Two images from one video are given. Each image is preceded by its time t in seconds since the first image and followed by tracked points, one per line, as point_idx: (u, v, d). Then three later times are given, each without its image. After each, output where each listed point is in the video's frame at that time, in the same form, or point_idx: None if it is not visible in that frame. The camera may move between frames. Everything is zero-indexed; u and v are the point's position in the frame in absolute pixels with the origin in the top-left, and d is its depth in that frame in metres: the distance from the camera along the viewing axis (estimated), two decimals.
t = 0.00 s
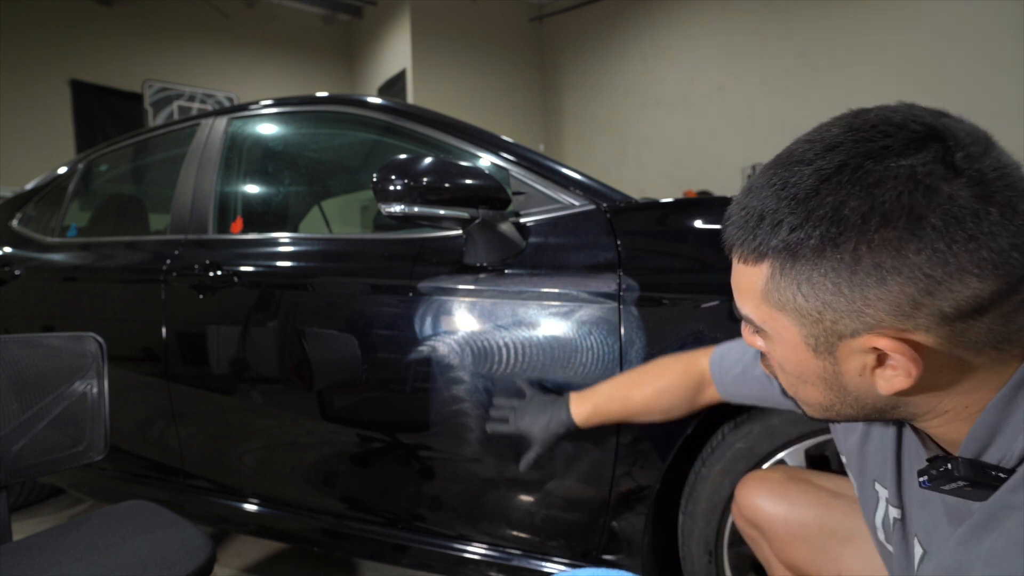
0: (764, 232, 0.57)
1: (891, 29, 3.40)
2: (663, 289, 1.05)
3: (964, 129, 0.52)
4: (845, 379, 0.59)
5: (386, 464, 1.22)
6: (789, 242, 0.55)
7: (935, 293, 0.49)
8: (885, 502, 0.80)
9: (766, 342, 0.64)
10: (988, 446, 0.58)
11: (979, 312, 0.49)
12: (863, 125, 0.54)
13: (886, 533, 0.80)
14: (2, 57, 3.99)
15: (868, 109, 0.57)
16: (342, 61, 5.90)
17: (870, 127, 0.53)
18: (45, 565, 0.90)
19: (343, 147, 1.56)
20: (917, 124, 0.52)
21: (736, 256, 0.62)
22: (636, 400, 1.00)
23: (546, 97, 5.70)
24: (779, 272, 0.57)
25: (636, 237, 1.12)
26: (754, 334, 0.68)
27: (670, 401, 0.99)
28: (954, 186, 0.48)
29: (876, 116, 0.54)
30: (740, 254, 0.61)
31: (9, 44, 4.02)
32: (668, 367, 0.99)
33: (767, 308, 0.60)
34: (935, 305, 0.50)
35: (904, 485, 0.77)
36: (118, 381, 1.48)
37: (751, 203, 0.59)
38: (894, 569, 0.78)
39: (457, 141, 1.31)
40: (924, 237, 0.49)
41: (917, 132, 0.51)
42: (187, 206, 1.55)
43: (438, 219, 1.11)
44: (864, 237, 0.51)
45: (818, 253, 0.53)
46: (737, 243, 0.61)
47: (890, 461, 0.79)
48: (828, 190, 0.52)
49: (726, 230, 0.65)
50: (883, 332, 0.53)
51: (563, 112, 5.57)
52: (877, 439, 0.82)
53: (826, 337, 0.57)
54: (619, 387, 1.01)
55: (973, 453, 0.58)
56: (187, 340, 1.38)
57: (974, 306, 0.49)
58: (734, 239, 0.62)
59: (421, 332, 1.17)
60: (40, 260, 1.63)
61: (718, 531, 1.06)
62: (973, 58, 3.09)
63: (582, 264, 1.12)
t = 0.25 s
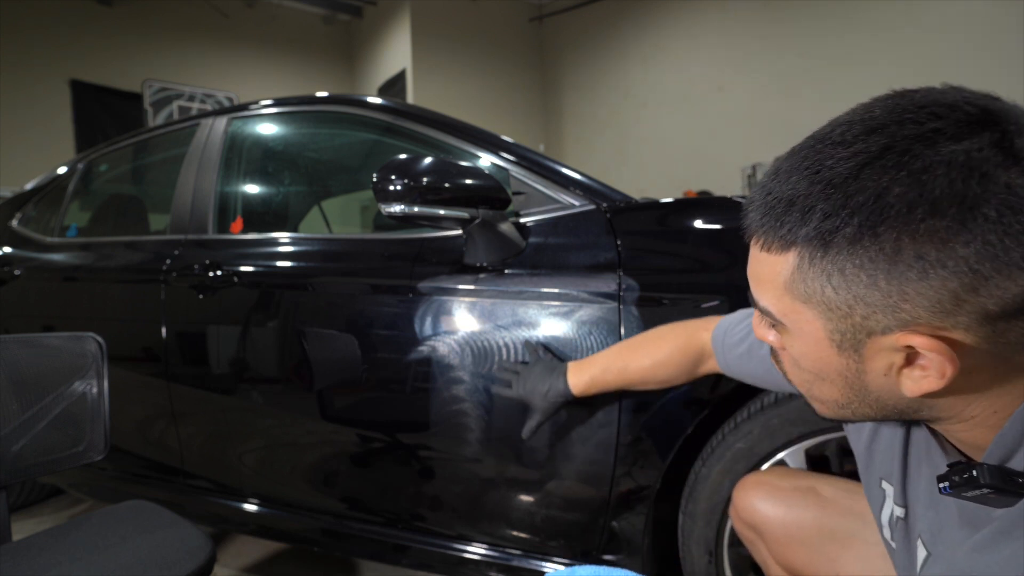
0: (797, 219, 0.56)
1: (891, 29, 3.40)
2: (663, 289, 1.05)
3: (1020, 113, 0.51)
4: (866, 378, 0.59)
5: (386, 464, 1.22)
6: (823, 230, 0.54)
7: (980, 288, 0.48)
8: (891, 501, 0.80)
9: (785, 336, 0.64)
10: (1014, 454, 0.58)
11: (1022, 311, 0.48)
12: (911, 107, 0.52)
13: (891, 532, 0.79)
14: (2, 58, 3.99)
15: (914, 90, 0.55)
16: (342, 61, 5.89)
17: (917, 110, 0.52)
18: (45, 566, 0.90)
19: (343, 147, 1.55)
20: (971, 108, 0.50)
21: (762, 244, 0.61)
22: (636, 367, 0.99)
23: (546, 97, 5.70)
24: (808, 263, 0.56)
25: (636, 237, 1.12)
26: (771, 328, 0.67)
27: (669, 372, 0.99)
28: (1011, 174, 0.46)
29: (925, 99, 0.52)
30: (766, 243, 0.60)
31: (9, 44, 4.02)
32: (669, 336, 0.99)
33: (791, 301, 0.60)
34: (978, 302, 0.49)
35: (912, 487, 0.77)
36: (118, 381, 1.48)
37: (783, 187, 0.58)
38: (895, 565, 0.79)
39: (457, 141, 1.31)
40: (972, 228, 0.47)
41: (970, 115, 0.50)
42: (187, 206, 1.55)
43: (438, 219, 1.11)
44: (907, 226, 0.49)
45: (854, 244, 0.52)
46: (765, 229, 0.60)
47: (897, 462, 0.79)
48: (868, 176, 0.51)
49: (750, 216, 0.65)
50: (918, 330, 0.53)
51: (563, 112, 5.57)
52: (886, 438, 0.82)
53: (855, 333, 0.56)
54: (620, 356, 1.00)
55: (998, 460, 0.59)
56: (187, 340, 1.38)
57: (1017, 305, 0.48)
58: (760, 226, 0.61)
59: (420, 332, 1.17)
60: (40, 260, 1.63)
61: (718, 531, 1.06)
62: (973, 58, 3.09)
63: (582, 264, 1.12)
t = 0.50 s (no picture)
0: (809, 218, 0.54)
1: (891, 30, 3.41)
2: (663, 289, 1.05)
3: None
4: (880, 383, 0.57)
5: (386, 464, 1.22)
6: (837, 229, 0.52)
7: (1005, 291, 0.46)
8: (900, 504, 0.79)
9: (794, 340, 0.62)
10: None
11: None
12: (931, 100, 0.50)
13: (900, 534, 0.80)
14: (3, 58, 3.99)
15: (931, 83, 0.53)
16: (342, 61, 5.89)
17: (936, 103, 0.49)
18: (45, 566, 0.90)
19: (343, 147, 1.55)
20: (993, 101, 0.48)
21: (770, 245, 0.59)
22: (664, 364, 0.98)
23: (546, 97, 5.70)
24: (820, 264, 0.54)
25: (636, 237, 1.12)
26: (780, 332, 0.66)
27: (695, 366, 0.98)
28: None
29: (944, 92, 0.50)
30: (775, 244, 0.58)
31: (10, 44, 4.01)
32: (694, 330, 0.97)
33: (801, 304, 0.58)
34: (1001, 305, 0.47)
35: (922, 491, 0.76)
36: (118, 381, 1.48)
37: (793, 184, 0.56)
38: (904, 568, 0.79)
39: (457, 141, 1.31)
40: (999, 226, 0.45)
41: (994, 108, 0.48)
42: (187, 206, 1.55)
43: (438, 219, 1.11)
44: (926, 225, 0.47)
45: (870, 244, 0.50)
46: (774, 229, 0.58)
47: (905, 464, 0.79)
48: (885, 173, 0.49)
49: (758, 216, 0.63)
50: (938, 334, 0.51)
51: (563, 112, 5.57)
52: (894, 440, 0.83)
53: (869, 337, 0.54)
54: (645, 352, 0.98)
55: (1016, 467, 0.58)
56: (187, 340, 1.38)
57: None
58: (767, 226, 0.59)
59: (420, 332, 1.17)
60: (39, 260, 1.63)
61: (718, 531, 1.06)
62: (973, 58, 3.10)
63: (582, 264, 1.12)
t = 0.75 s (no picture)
0: (825, 222, 0.54)
1: (891, 29, 3.41)
2: (663, 289, 1.05)
3: None
4: (899, 389, 0.57)
5: (386, 464, 1.22)
6: (855, 233, 0.51)
7: None
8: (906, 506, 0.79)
9: (809, 344, 0.62)
10: None
11: None
12: (954, 99, 0.49)
13: (907, 536, 0.79)
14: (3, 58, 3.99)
15: (953, 79, 0.52)
16: (342, 61, 5.90)
17: (960, 101, 0.48)
18: (45, 566, 0.90)
19: (343, 147, 1.55)
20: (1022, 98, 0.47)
21: (785, 248, 0.59)
22: (682, 354, 0.98)
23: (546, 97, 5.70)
24: (837, 269, 0.54)
25: (636, 237, 1.12)
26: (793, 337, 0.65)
27: (711, 357, 0.98)
28: None
29: (968, 88, 0.49)
30: (790, 247, 0.58)
31: (10, 44, 4.01)
32: (714, 321, 0.97)
33: (817, 308, 0.58)
34: None
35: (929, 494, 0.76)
36: (118, 381, 1.48)
37: (807, 186, 0.56)
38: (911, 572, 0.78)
39: (457, 141, 1.31)
40: None
41: (1020, 106, 0.46)
42: (187, 206, 1.55)
43: (438, 220, 1.11)
44: (950, 229, 0.47)
45: (889, 249, 0.50)
46: (789, 232, 0.58)
47: (913, 463, 0.79)
48: (906, 175, 0.48)
49: (770, 218, 0.62)
50: (960, 341, 0.50)
51: (563, 112, 5.57)
52: (903, 443, 0.83)
53: (888, 343, 0.54)
54: (663, 342, 0.98)
55: None
56: (187, 340, 1.38)
57: None
58: (782, 228, 0.59)
59: (420, 332, 1.17)
60: (39, 260, 1.63)
61: (718, 532, 1.06)
62: (973, 57, 3.09)
63: (582, 264, 1.12)
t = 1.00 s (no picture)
0: (828, 220, 0.53)
1: (891, 29, 3.41)
2: (663, 289, 1.05)
3: None
4: (903, 390, 0.56)
5: (386, 464, 1.22)
6: (858, 232, 0.51)
7: None
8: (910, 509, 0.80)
9: (812, 345, 0.62)
10: None
11: None
12: (959, 97, 0.48)
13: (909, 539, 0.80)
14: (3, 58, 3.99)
15: (958, 77, 0.52)
16: (342, 61, 5.90)
17: (965, 99, 0.48)
18: (45, 566, 0.90)
19: (343, 147, 1.55)
20: None
21: (787, 247, 0.58)
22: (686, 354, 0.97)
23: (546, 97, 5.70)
24: (840, 268, 0.53)
25: (636, 237, 1.12)
26: (795, 337, 0.65)
27: (716, 357, 0.98)
28: None
29: (974, 87, 0.49)
30: (792, 246, 0.58)
31: (10, 44, 4.01)
32: (719, 321, 0.96)
33: (819, 308, 0.57)
34: None
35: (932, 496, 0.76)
36: (118, 381, 1.48)
37: (810, 186, 0.55)
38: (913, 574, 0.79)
39: (457, 141, 1.31)
40: None
41: None
42: (187, 206, 1.55)
43: (439, 220, 1.12)
44: (954, 227, 0.46)
45: (893, 247, 0.49)
46: (791, 231, 0.57)
47: (917, 466, 0.79)
48: (909, 173, 0.48)
49: (772, 218, 0.62)
50: (965, 341, 0.49)
51: (563, 112, 5.57)
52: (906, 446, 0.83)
53: (891, 343, 0.53)
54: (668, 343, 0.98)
55: None
56: (187, 340, 1.38)
57: None
58: (784, 227, 0.59)
59: (420, 332, 1.17)
60: (39, 260, 1.63)
61: (718, 532, 1.06)
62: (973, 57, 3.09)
63: (582, 264, 1.12)
